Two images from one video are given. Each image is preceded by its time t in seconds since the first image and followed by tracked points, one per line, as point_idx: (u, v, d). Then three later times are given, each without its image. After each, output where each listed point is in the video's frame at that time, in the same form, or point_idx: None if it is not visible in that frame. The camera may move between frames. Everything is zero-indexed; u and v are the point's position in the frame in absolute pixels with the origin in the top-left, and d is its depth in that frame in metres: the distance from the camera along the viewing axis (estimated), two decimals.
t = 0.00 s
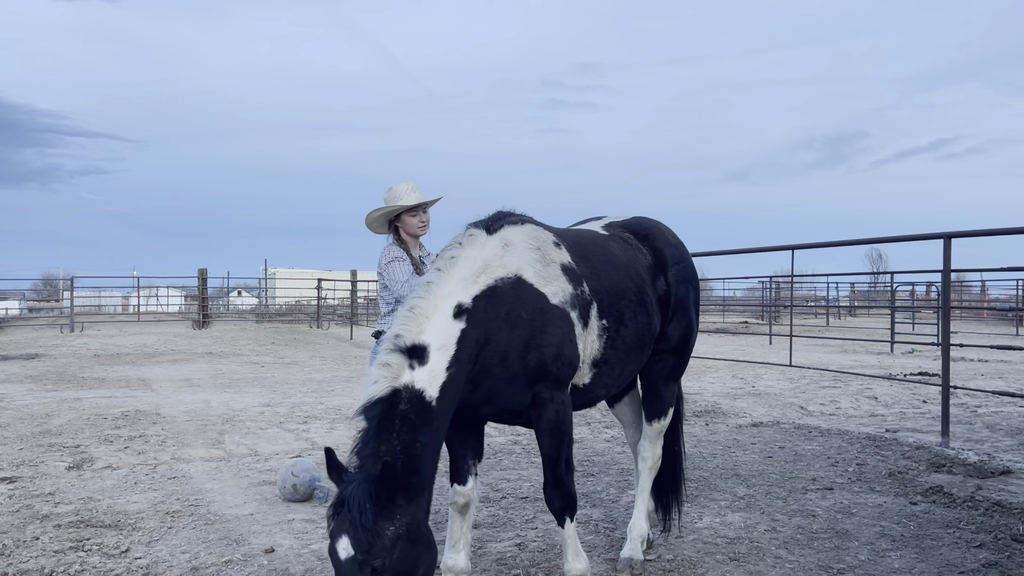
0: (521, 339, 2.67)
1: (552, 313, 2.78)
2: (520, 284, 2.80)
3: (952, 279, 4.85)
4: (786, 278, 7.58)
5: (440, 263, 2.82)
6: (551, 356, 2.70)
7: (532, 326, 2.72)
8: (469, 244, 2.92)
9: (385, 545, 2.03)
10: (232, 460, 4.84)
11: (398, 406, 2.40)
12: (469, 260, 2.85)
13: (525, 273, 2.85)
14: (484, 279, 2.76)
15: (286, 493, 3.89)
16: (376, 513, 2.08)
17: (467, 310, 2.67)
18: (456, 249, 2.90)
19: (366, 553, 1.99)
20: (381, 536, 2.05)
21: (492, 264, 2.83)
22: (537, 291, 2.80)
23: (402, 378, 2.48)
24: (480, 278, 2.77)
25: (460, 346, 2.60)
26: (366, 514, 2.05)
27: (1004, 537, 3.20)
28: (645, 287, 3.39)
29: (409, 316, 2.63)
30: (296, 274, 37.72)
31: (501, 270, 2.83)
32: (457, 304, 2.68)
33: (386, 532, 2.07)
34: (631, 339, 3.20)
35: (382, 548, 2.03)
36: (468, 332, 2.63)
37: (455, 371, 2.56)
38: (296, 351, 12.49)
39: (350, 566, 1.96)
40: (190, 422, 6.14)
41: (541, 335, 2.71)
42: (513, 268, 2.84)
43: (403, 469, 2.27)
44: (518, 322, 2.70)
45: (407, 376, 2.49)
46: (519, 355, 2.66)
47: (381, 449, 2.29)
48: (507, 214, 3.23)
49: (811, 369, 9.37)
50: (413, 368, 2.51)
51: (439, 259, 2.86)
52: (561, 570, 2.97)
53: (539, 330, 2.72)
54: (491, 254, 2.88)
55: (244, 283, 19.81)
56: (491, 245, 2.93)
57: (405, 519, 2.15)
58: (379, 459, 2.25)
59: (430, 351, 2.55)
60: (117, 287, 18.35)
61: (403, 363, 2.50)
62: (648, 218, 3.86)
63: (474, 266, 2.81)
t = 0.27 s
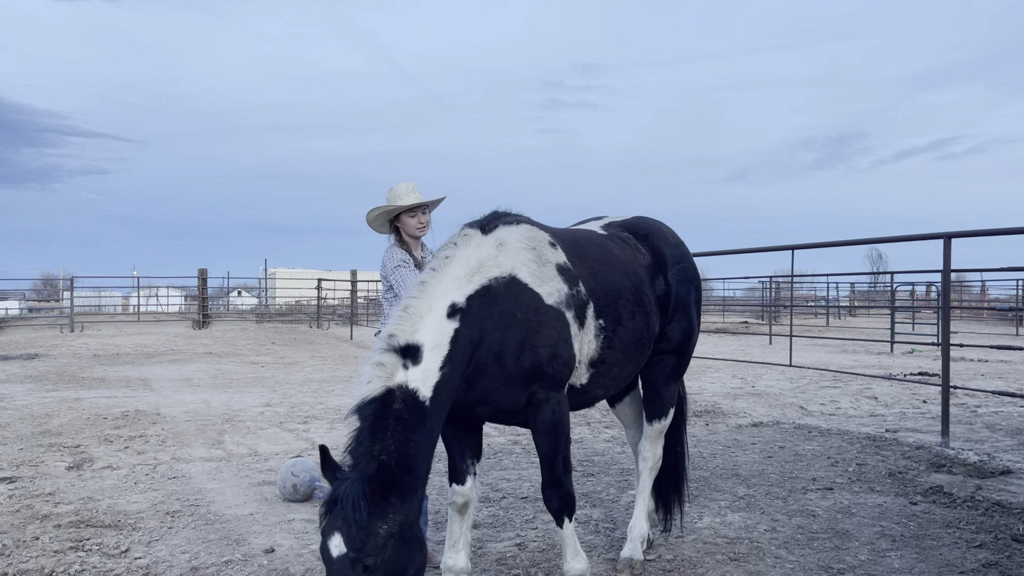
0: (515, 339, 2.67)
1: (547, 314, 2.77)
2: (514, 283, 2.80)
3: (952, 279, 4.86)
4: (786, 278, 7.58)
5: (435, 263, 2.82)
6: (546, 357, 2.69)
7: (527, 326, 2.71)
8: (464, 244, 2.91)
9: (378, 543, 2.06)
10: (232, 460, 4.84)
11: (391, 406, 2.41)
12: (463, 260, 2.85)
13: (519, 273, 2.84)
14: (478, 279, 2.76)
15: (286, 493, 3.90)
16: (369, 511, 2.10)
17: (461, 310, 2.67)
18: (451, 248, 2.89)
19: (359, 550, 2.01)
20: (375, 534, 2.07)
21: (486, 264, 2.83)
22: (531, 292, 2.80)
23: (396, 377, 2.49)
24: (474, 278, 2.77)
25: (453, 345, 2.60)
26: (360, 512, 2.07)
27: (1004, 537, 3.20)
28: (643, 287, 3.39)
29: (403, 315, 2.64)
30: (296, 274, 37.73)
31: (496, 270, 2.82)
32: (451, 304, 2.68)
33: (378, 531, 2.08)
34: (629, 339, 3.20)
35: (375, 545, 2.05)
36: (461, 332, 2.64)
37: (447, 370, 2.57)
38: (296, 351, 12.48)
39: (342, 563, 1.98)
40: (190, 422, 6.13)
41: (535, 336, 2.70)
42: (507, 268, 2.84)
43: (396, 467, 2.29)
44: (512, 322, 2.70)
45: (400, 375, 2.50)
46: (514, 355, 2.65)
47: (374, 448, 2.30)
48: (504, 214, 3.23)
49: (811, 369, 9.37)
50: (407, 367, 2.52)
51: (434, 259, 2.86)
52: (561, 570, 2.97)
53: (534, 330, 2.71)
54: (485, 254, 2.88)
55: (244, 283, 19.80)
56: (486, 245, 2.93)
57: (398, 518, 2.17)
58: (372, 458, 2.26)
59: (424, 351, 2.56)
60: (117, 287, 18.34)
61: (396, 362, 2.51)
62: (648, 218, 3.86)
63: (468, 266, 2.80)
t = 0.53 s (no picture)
0: (509, 339, 2.66)
1: (542, 315, 2.76)
2: (508, 283, 2.79)
3: (952, 279, 4.86)
4: (786, 278, 7.58)
5: (429, 262, 2.83)
6: (541, 357, 2.69)
7: (521, 326, 2.70)
8: (459, 244, 2.92)
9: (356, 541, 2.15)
10: (232, 460, 4.84)
11: (379, 404, 2.45)
12: (458, 260, 2.84)
13: (514, 273, 2.83)
14: (471, 279, 2.76)
15: (286, 493, 3.90)
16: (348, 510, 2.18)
17: (453, 309, 2.66)
18: (446, 248, 2.89)
19: (337, 546, 2.11)
20: (353, 532, 2.16)
21: (481, 264, 2.82)
22: (525, 292, 2.79)
23: (385, 376, 2.51)
24: (468, 278, 2.76)
25: (444, 345, 2.60)
26: (338, 510, 2.15)
27: (1004, 537, 3.20)
28: (642, 287, 3.38)
29: (395, 314, 2.65)
30: (296, 274, 37.72)
31: (490, 270, 2.82)
32: (443, 304, 2.68)
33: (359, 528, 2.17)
34: (627, 339, 3.20)
35: (353, 543, 2.14)
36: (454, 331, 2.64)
37: (439, 369, 2.58)
38: (296, 351, 12.48)
39: (323, 559, 2.09)
40: (190, 422, 6.13)
41: (530, 336, 2.70)
42: (502, 268, 2.83)
43: (382, 464, 2.34)
44: (506, 323, 2.69)
45: (390, 374, 2.52)
46: (507, 355, 2.65)
47: (360, 446, 2.35)
48: (501, 214, 3.22)
49: (811, 369, 9.37)
50: (397, 366, 2.54)
51: (429, 258, 2.87)
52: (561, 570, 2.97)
53: (529, 331, 2.70)
54: (480, 254, 2.87)
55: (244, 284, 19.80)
56: (481, 244, 2.92)
57: (380, 516, 2.25)
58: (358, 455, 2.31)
59: (414, 350, 2.57)
60: (117, 287, 18.34)
61: (387, 362, 2.54)
62: (648, 218, 3.85)
63: (463, 266, 2.80)
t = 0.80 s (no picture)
0: (502, 339, 2.65)
1: (536, 316, 2.74)
2: (501, 284, 2.78)
3: (952, 279, 4.85)
4: (786, 278, 7.57)
5: (423, 263, 2.83)
6: (535, 358, 2.66)
7: (515, 327, 2.68)
8: (453, 245, 2.92)
9: (347, 540, 2.15)
10: (232, 460, 4.84)
11: (369, 406, 2.47)
12: (451, 261, 2.84)
13: (507, 274, 2.82)
14: (464, 280, 2.75)
15: (286, 493, 3.90)
16: (339, 509, 2.19)
17: (444, 310, 2.67)
18: (440, 249, 2.89)
19: (329, 545, 2.12)
20: (344, 531, 2.17)
21: (473, 265, 2.82)
22: (518, 292, 2.77)
23: (376, 377, 2.54)
24: (460, 279, 2.76)
25: (435, 346, 2.61)
26: (329, 509, 2.17)
27: (1004, 537, 3.20)
28: (640, 287, 3.38)
29: (387, 315, 2.66)
30: (296, 274, 37.73)
31: (483, 270, 2.81)
32: (435, 304, 2.68)
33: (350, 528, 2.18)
34: (625, 339, 3.19)
35: (344, 542, 2.15)
36: (445, 332, 2.64)
37: (429, 370, 2.58)
38: (296, 351, 12.48)
39: (315, 559, 2.10)
40: (190, 422, 6.13)
41: (524, 337, 2.68)
42: (495, 269, 2.82)
43: (373, 465, 2.35)
44: (499, 323, 2.67)
45: (381, 375, 2.54)
46: (501, 356, 2.63)
47: (351, 447, 2.38)
48: (497, 215, 3.22)
49: (811, 369, 9.37)
50: (387, 367, 2.56)
51: (422, 259, 2.87)
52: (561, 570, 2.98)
53: (523, 332, 2.68)
54: (473, 255, 2.87)
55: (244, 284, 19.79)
56: (474, 245, 2.92)
57: (371, 517, 2.25)
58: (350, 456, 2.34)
59: (405, 351, 2.58)
60: (116, 287, 18.33)
61: (378, 363, 2.56)
62: (646, 218, 3.85)
63: (456, 267, 2.79)
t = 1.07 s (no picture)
0: (493, 339, 2.64)
1: (529, 317, 2.74)
2: (492, 284, 2.78)
3: (952, 279, 4.85)
4: (786, 278, 7.57)
5: (414, 263, 2.83)
6: (527, 358, 2.65)
7: (506, 328, 2.67)
8: (445, 244, 2.92)
9: (338, 539, 2.16)
10: (232, 460, 4.84)
11: (358, 405, 2.46)
12: (443, 260, 2.84)
13: (499, 273, 2.82)
14: (454, 280, 2.75)
15: (286, 493, 3.90)
16: (330, 508, 2.20)
17: (434, 310, 2.67)
18: (431, 248, 2.90)
19: (320, 546, 2.14)
20: (334, 530, 2.18)
21: (465, 264, 2.82)
22: (510, 292, 2.76)
23: (366, 377, 2.54)
24: (451, 279, 2.76)
25: (425, 345, 2.61)
26: (320, 509, 2.18)
27: (1004, 537, 3.20)
28: (635, 287, 3.36)
29: (377, 315, 2.67)
30: (296, 274, 37.73)
31: (474, 270, 2.81)
32: (425, 304, 2.68)
33: (340, 528, 2.19)
34: (619, 339, 3.18)
35: (335, 541, 2.16)
36: (435, 332, 2.64)
37: (418, 369, 2.58)
38: (296, 351, 12.49)
39: (306, 558, 2.13)
40: (190, 422, 6.13)
41: (517, 338, 2.67)
42: (486, 269, 2.82)
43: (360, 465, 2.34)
44: (490, 324, 2.67)
45: (370, 374, 2.54)
46: (492, 357, 2.62)
47: (340, 446, 2.37)
48: (490, 215, 3.22)
49: (811, 369, 9.37)
50: (377, 366, 2.56)
51: (414, 258, 2.87)
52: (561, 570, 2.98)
53: (515, 333, 2.68)
54: (464, 255, 2.87)
55: (244, 284, 19.79)
56: (466, 245, 2.92)
57: (361, 516, 2.25)
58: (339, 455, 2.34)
59: (395, 350, 2.58)
60: (116, 287, 18.33)
61: (367, 362, 2.56)
62: (643, 217, 3.84)
63: (447, 266, 2.80)
